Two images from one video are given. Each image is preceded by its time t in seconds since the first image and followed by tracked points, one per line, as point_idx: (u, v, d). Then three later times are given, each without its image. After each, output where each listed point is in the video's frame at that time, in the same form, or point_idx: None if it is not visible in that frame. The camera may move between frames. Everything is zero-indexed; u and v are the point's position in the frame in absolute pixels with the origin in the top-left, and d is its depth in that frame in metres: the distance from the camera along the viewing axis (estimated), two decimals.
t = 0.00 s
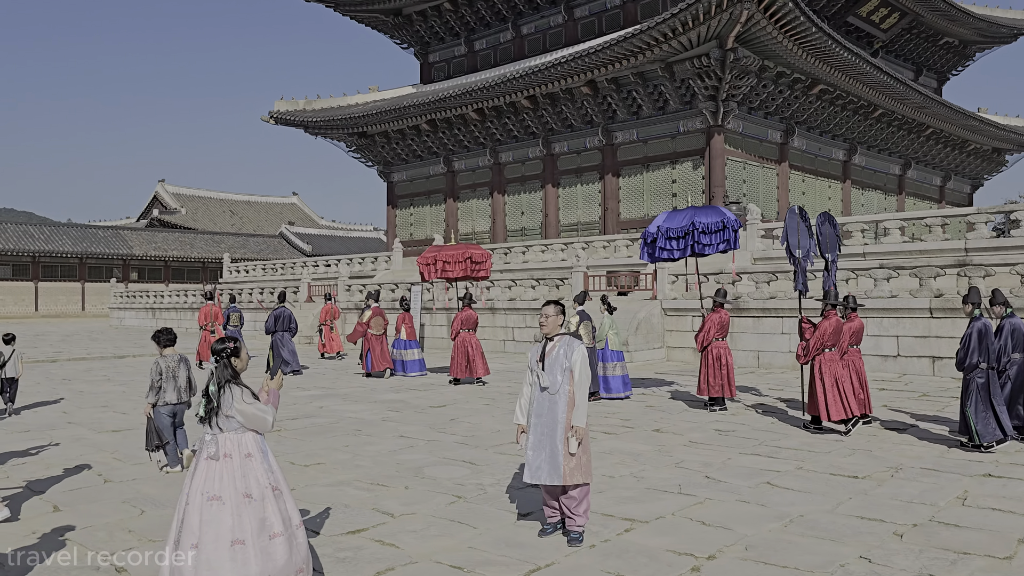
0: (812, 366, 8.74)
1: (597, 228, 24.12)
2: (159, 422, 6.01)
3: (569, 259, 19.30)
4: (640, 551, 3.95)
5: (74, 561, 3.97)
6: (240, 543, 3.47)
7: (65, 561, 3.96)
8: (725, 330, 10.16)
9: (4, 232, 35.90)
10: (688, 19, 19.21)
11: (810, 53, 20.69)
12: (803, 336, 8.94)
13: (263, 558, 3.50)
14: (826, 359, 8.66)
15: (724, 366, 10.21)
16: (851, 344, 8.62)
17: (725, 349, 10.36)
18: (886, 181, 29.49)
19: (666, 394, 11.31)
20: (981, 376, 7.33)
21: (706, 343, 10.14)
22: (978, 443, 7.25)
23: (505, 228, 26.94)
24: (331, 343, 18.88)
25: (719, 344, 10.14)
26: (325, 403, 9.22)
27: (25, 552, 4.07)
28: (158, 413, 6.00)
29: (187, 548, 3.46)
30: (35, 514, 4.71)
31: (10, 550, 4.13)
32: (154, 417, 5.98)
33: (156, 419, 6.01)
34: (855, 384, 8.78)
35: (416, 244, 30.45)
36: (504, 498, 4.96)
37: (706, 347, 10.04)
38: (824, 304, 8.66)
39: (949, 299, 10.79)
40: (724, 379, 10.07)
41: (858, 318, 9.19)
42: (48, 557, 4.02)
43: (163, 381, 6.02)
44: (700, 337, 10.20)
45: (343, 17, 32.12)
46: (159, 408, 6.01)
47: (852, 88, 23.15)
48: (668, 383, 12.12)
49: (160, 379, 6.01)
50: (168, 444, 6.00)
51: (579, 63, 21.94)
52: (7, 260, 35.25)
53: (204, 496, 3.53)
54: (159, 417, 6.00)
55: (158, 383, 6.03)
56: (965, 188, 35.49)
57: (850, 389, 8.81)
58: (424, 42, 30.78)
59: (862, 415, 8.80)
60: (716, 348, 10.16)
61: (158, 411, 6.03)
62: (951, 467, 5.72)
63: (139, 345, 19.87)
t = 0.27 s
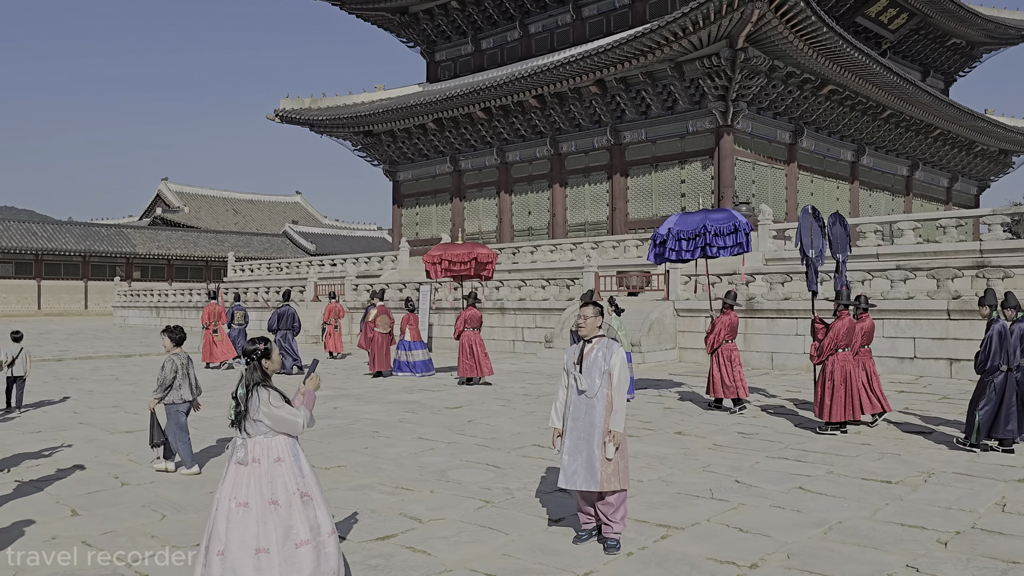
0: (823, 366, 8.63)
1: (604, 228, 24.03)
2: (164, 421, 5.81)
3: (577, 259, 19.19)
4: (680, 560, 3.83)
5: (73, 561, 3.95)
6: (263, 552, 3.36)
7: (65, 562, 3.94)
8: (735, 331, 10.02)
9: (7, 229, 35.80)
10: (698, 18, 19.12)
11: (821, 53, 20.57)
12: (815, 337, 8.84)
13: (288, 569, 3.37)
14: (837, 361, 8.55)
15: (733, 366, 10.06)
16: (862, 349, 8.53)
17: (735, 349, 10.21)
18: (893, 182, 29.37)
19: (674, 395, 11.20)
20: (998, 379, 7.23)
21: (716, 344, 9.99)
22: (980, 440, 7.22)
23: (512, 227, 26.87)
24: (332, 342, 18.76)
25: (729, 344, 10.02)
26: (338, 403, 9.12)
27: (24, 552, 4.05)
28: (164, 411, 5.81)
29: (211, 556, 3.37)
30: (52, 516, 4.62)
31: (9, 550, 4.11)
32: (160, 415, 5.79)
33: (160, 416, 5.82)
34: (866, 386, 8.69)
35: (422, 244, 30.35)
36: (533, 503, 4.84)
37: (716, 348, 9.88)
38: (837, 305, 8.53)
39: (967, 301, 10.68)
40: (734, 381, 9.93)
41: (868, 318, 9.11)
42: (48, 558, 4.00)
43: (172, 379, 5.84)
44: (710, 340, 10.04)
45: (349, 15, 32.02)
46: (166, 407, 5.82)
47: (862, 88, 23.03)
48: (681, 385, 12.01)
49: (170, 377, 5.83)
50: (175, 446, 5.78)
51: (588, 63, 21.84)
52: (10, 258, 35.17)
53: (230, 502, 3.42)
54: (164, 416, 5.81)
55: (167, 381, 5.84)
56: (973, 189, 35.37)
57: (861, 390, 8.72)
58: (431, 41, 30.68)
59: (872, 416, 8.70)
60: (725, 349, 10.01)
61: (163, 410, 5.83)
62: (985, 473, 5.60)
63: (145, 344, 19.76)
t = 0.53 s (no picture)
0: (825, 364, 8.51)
1: (604, 226, 23.91)
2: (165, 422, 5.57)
3: (579, 257, 19.08)
4: (714, 565, 3.72)
5: (74, 562, 3.89)
6: (280, 561, 3.23)
7: (65, 562, 3.88)
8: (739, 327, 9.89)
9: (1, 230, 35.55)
10: (698, 15, 19.02)
11: (822, 49, 20.48)
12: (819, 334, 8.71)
13: None
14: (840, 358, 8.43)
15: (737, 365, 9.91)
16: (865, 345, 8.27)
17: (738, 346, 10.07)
18: (892, 179, 29.32)
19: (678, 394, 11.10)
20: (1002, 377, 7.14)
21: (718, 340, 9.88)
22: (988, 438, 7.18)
23: (510, 226, 26.74)
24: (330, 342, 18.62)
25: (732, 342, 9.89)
26: (345, 404, 9.00)
27: (24, 552, 4.00)
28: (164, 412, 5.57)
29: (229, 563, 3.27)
30: (63, 522, 4.49)
31: (10, 549, 4.06)
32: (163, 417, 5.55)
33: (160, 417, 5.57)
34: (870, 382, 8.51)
35: (420, 242, 30.20)
36: (556, 506, 4.73)
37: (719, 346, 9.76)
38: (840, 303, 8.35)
39: (976, 297, 10.61)
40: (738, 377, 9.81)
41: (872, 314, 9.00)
42: (48, 558, 3.95)
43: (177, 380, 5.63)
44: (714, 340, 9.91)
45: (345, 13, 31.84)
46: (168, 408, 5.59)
47: (862, 85, 22.95)
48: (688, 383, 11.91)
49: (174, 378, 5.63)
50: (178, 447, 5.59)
51: (587, 60, 21.73)
52: (4, 259, 34.94)
53: (251, 507, 3.31)
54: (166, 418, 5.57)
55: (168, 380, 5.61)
56: (970, 186, 35.36)
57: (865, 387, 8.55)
58: (428, 38, 30.53)
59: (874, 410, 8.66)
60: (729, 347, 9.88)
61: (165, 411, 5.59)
62: (1011, 472, 5.50)
63: (143, 345, 19.59)
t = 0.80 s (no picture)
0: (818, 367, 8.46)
1: (596, 227, 23.82)
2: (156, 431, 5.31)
3: (573, 258, 18.96)
4: None
5: (74, 561, 3.93)
6: None
7: (63, 561, 3.92)
8: (730, 329, 9.83)
9: None
10: (690, 14, 18.94)
11: (813, 49, 20.44)
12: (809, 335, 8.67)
13: None
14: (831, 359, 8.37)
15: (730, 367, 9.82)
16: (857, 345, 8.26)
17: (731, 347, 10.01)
18: (882, 178, 29.37)
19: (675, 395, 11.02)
20: (996, 377, 7.13)
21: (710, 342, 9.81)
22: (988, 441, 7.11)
23: (501, 227, 26.58)
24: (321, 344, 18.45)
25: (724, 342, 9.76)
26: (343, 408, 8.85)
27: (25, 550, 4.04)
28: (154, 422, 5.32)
29: None
30: (62, 535, 4.35)
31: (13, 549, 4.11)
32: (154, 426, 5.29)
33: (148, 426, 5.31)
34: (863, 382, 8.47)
35: (410, 244, 30.03)
36: (571, 515, 4.60)
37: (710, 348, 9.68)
38: (830, 303, 8.37)
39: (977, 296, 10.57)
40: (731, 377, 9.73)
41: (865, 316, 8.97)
42: (48, 557, 4.00)
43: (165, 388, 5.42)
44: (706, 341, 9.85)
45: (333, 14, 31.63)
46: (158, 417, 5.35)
47: (853, 84, 22.94)
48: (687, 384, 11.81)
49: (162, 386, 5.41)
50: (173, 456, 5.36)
51: (578, 60, 21.63)
52: None
53: (262, 525, 3.16)
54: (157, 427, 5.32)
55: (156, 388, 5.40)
56: (958, 185, 35.50)
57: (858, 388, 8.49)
58: (417, 39, 30.35)
59: (874, 412, 8.55)
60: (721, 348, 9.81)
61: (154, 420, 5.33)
62: None
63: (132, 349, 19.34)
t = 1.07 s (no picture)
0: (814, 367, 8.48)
1: (589, 229, 23.71)
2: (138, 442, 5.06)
3: (567, 260, 18.84)
4: None
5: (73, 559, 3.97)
6: None
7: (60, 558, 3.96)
8: (721, 331, 9.82)
9: None
10: (684, 16, 18.86)
11: (807, 50, 20.40)
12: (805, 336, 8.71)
13: None
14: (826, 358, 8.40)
15: (722, 368, 9.84)
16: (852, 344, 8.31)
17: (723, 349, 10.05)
18: (874, 180, 29.41)
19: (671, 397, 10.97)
20: (995, 378, 7.12)
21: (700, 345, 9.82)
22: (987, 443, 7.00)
23: (493, 229, 26.43)
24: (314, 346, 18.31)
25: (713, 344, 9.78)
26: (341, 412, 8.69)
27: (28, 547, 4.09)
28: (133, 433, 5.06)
29: None
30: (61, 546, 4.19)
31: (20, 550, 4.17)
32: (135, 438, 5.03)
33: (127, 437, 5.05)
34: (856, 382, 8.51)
35: (402, 247, 29.85)
36: (588, 522, 4.47)
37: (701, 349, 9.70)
38: (824, 303, 8.42)
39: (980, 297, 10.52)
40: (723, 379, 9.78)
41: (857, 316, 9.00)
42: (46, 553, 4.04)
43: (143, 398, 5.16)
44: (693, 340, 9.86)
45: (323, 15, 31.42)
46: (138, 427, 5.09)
47: (845, 86, 22.93)
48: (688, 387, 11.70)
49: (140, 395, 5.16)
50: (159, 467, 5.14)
51: (571, 62, 21.54)
52: None
53: (282, 537, 3.06)
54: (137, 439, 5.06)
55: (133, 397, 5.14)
56: (948, 187, 35.61)
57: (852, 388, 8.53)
58: (408, 40, 30.19)
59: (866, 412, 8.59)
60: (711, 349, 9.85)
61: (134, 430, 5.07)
62: None
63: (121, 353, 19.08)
